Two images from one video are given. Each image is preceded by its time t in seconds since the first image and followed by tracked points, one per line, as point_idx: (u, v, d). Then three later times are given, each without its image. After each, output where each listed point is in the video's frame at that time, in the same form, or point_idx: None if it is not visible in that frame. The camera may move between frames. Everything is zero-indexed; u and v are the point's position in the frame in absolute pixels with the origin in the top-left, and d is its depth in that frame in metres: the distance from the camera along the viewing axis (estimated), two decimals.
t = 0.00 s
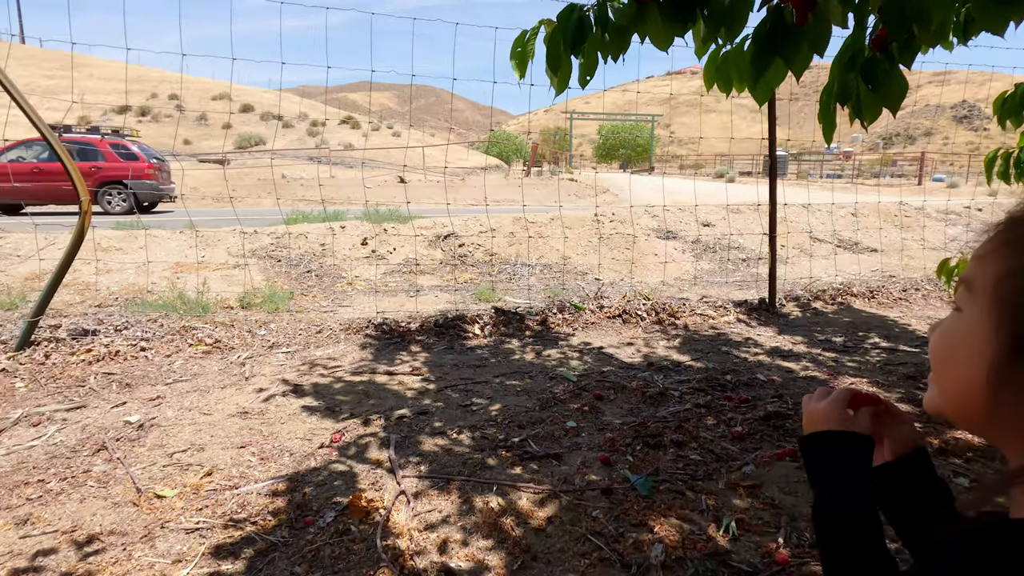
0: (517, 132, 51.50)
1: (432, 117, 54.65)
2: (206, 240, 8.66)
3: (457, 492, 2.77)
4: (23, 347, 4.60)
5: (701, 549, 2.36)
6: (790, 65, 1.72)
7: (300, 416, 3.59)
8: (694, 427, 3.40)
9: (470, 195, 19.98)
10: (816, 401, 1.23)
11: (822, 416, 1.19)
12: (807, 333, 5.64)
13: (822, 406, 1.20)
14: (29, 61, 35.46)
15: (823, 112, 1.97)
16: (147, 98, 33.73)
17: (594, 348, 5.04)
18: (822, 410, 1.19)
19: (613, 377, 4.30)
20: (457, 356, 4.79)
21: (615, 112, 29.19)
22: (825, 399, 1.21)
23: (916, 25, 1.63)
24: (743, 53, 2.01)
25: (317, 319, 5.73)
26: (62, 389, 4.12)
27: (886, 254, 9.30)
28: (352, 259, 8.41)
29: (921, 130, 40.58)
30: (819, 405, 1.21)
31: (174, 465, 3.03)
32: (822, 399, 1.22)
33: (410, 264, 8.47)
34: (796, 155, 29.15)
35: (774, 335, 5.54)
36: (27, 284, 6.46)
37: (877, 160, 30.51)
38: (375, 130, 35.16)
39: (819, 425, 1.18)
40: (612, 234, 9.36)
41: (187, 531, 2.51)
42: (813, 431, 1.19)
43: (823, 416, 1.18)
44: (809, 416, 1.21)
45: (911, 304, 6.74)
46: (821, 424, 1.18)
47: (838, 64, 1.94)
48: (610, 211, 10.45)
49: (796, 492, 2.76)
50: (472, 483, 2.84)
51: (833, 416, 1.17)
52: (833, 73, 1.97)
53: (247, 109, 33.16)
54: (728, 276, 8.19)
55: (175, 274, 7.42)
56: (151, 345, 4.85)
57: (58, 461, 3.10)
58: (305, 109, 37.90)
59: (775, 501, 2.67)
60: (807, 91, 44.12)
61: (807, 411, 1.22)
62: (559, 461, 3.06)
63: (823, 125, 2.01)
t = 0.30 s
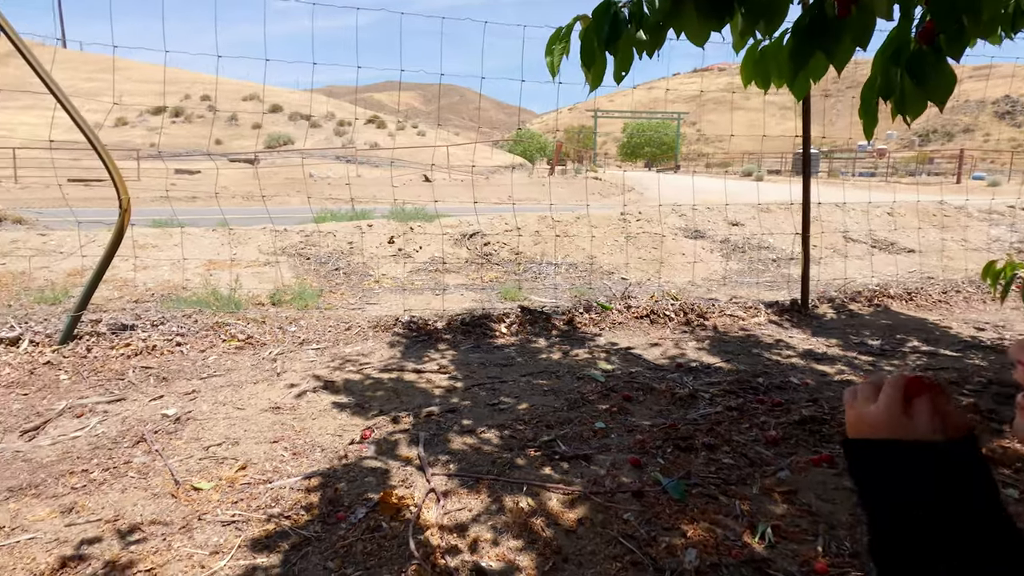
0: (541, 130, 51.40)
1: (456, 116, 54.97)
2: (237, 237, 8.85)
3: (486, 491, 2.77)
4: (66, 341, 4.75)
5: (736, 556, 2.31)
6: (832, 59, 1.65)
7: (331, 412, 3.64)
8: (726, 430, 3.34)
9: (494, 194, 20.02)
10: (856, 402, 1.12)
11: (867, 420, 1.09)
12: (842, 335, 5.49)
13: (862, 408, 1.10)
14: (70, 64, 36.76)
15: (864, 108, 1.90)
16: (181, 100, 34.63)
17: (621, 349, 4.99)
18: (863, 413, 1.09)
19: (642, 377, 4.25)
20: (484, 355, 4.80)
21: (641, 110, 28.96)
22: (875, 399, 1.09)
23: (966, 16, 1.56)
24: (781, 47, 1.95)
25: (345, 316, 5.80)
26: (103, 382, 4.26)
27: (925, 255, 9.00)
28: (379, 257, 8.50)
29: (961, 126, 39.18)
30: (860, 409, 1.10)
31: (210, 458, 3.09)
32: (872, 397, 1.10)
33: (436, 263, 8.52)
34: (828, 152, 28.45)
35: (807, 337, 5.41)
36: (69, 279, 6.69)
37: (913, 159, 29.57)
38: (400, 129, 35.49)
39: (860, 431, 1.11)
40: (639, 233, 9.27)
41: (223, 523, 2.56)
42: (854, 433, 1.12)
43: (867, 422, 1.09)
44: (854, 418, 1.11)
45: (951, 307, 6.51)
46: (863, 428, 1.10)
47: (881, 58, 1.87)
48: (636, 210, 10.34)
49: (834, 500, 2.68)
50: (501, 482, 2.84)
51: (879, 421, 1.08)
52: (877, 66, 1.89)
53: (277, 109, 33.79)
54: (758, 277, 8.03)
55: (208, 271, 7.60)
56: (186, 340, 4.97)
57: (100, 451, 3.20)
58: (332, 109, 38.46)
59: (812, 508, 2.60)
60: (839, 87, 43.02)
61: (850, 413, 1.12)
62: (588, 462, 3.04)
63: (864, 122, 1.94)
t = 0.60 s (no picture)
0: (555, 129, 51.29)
1: (470, 115, 55.05)
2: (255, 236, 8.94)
3: (507, 492, 2.76)
4: (89, 338, 4.83)
5: (763, 562, 2.27)
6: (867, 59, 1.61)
7: (350, 411, 3.65)
8: (748, 433, 3.29)
9: (508, 193, 20.02)
10: (873, 435, 1.02)
11: (889, 455, 0.98)
12: (865, 337, 5.39)
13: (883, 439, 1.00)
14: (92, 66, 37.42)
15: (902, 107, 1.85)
16: (200, 100, 35.09)
17: (639, 349, 4.94)
18: (884, 445, 0.99)
19: (661, 378, 4.21)
20: (500, 354, 4.78)
21: (656, 109, 28.76)
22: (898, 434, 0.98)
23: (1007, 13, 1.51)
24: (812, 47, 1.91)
25: (363, 315, 5.83)
26: (126, 379, 4.32)
27: (949, 255, 8.81)
28: (394, 256, 8.53)
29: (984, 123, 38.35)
30: (882, 441, 0.99)
31: (232, 455, 3.12)
32: (892, 430, 0.99)
33: (452, 261, 8.53)
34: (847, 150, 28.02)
35: (829, 338, 5.32)
36: (92, 277, 6.79)
37: (935, 157, 29.02)
38: (415, 128, 35.63)
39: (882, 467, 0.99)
40: (655, 232, 9.20)
41: (246, 521, 2.58)
42: (873, 468, 1.01)
43: (890, 452, 0.99)
44: (875, 453, 1.00)
45: (977, 308, 6.36)
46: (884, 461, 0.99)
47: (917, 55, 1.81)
48: (652, 209, 10.27)
49: (862, 506, 2.63)
50: (522, 483, 2.82)
51: (900, 450, 0.98)
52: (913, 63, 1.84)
53: (293, 109, 34.10)
54: (777, 277, 7.92)
55: (227, 269, 7.68)
56: (207, 338, 5.02)
57: (125, 448, 3.24)
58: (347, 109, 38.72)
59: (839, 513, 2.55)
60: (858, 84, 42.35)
61: (871, 449, 1.02)
62: (609, 464, 3.01)
63: (901, 121, 1.89)
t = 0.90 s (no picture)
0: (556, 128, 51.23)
1: (471, 114, 54.98)
2: (255, 233, 8.94)
3: (507, 490, 2.74)
4: (89, 336, 4.82)
5: (765, 559, 2.26)
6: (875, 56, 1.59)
7: (349, 408, 3.63)
8: (750, 430, 3.28)
9: (509, 191, 20.00)
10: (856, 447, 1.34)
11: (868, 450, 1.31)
12: (867, 334, 5.37)
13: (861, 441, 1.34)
14: (93, 64, 37.38)
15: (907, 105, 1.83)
16: (200, 98, 35.08)
17: (640, 346, 4.93)
18: (859, 445, 1.33)
19: (662, 376, 4.19)
20: (501, 352, 4.77)
21: (657, 107, 28.79)
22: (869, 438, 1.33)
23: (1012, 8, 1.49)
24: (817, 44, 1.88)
25: (363, 312, 5.81)
26: (125, 376, 4.31)
27: (951, 253, 8.78)
28: (395, 254, 8.51)
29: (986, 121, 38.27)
30: (856, 439, 1.34)
31: (231, 452, 3.11)
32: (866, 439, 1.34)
33: (452, 259, 8.52)
34: (848, 148, 27.99)
35: (830, 336, 5.30)
36: (92, 275, 6.78)
37: (936, 155, 28.96)
38: (415, 127, 35.62)
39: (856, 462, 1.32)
40: (656, 230, 9.18)
41: (244, 518, 2.57)
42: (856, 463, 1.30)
43: (865, 452, 1.31)
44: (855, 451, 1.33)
45: (980, 306, 6.34)
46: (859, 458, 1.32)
47: (923, 51, 1.79)
48: (653, 207, 10.25)
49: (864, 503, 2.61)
50: (522, 480, 2.81)
51: (873, 449, 1.31)
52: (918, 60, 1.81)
53: (293, 107, 34.07)
54: (779, 274, 7.90)
55: (227, 267, 7.66)
56: (207, 335, 5.01)
57: (124, 445, 3.22)
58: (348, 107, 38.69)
59: (841, 510, 2.53)
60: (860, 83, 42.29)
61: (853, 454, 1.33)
62: (609, 461, 3.00)
63: (906, 117, 1.87)
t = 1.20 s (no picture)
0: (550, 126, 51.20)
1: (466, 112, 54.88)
2: (246, 232, 8.91)
3: (492, 488, 2.74)
4: (75, 335, 4.77)
5: (747, 557, 2.26)
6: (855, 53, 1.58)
7: (336, 407, 3.62)
8: (736, 428, 3.28)
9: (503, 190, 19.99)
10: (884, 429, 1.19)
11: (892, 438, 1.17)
12: (856, 332, 5.39)
13: (885, 428, 1.18)
14: (84, 61, 37.10)
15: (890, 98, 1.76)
16: (193, 96, 34.85)
17: (630, 344, 4.93)
18: (883, 432, 1.18)
19: (651, 374, 4.19)
20: (490, 351, 4.75)
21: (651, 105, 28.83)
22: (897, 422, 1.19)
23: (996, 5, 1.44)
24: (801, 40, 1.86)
25: (353, 311, 5.78)
26: (111, 375, 4.27)
27: (940, 251, 8.83)
28: (386, 252, 8.48)
29: (978, 120, 38.50)
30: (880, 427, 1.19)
31: (215, 452, 3.09)
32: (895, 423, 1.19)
33: (444, 257, 8.49)
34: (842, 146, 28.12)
35: (819, 333, 5.32)
36: (78, 274, 6.72)
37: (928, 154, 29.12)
38: (410, 125, 35.52)
39: (879, 454, 1.18)
40: (648, 228, 9.18)
41: (226, 518, 2.55)
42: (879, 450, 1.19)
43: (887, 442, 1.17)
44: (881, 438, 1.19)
45: (968, 303, 6.37)
46: (883, 451, 1.17)
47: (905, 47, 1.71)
48: (645, 205, 10.26)
49: (848, 500, 2.62)
50: (506, 479, 2.80)
51: (898, 441, 1.16)
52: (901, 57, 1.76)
53: (287, 105, 33.91)
54: (769, 273, 7.92)
55: (216, 265, 7.60)
56: (194, 334, 4.98)
57: (106, 445, 3.20)
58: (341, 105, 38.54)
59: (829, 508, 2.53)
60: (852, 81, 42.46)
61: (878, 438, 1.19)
62: (595, 459, 2.99)
63: (888, 115, 1.81)
